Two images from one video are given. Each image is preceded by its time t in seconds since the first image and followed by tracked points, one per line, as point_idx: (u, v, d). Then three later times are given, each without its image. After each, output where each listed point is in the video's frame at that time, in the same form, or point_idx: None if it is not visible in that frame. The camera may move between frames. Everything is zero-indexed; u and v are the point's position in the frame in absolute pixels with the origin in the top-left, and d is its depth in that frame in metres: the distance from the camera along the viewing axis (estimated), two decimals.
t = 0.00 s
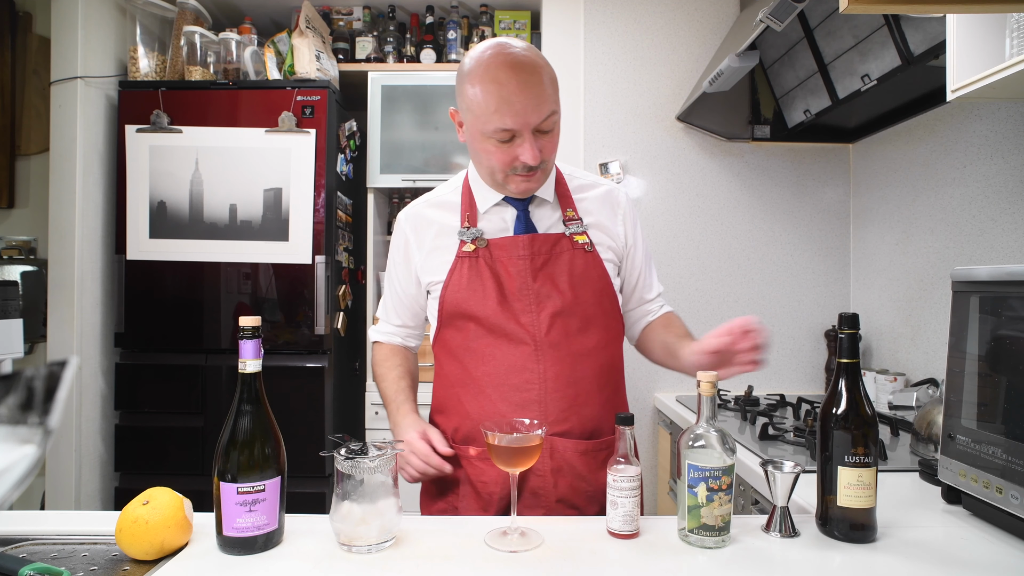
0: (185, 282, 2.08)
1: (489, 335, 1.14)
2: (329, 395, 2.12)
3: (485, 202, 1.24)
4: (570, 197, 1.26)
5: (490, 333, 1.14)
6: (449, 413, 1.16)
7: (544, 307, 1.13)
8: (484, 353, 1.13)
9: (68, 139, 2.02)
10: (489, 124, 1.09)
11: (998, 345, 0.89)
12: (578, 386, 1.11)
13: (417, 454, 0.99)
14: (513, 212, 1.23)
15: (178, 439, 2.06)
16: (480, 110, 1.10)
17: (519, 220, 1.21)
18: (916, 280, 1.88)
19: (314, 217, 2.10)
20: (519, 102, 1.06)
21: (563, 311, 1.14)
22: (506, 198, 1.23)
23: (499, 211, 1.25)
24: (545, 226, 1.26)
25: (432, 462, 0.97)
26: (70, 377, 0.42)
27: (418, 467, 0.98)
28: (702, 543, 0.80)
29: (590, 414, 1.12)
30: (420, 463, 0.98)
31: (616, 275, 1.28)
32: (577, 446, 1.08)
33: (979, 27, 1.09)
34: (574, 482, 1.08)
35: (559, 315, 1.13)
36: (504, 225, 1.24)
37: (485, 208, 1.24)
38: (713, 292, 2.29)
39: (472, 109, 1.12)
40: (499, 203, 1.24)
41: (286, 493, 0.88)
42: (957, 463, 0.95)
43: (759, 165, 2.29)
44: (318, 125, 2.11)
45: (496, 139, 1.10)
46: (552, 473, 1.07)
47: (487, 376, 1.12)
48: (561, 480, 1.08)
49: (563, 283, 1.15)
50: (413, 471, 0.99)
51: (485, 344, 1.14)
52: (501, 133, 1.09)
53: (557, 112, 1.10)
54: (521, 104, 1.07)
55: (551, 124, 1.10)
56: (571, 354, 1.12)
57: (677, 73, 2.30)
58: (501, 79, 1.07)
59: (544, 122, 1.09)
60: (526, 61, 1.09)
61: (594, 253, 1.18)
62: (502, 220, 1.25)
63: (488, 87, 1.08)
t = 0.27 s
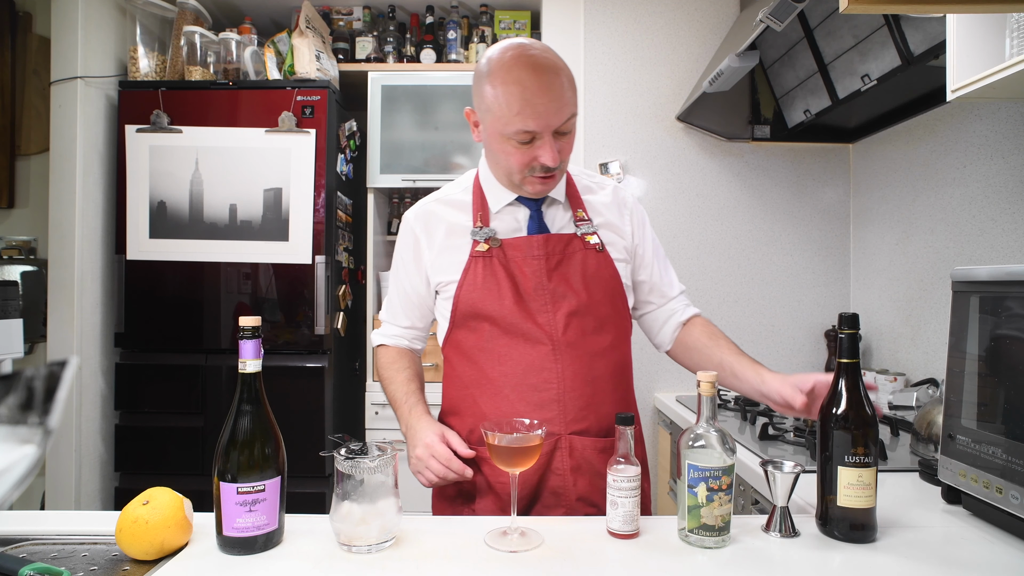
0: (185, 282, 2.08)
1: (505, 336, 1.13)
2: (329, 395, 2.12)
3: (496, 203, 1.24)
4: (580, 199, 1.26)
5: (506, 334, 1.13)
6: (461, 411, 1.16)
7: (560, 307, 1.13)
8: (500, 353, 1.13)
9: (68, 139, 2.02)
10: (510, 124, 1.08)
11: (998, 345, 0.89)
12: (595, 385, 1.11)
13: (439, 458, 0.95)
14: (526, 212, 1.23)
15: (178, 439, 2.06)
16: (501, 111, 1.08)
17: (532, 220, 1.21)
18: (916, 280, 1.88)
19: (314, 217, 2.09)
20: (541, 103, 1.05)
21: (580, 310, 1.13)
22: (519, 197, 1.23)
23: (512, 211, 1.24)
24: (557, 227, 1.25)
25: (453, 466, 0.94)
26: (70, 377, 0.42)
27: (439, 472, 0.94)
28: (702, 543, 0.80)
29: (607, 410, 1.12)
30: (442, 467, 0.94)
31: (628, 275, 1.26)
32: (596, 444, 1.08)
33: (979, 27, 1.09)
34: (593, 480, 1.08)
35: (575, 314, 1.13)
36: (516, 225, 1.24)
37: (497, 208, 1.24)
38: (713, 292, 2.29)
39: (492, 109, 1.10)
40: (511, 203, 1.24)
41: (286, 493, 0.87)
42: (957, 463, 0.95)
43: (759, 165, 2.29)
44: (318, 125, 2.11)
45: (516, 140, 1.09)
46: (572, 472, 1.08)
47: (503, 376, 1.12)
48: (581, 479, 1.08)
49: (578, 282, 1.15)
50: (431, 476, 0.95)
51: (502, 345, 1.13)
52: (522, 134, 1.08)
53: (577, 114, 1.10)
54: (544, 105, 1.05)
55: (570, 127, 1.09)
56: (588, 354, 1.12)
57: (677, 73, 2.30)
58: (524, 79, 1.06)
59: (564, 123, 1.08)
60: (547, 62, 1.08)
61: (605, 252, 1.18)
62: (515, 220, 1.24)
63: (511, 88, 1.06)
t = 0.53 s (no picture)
0: (185, 282, 2.08)
1: (517, 335, 1.13)
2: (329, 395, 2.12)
3: (513, 202, 1.24)
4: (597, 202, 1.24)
5: (517, 333, 1.13)
6: (473, 408, 1.15)
7: (572, 307, 1.12)
8: (511, 352, 1.13)
9: (68, 139, 2.02)
10: (531, 123, 1.07)
11: (998, 345, 0.89)
12: (605, 387, 1.11)
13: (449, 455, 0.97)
14: (542, 213, 1.23)
15: (178, 439, 2.06)
16: (523, 109, 1.08)
17: (549, 220, 1.21)
18: (916, 279, 1.88)
19: (314, 217, 2.09)
20: (564, 103, 1.05)
21: (592, 311, 1.12)
22: (536, 197, 1.22)
23: (528, 211, 1.24)
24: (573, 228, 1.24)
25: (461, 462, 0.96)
26: (69, 377, 0.42)
27: (448, 467, 0.96)
28: (702, 543, 0.80)
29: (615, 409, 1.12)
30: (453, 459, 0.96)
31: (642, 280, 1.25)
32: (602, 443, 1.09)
33: (979, 27, 1.09)
34: (598, 481, 1.09)
35: (587, 316, 1.12)
36: (532, 225, 1.24)
37: (514, 207, 1.24)
38: (713, 292, 2.29)
39: (515, 108, 1.10)
40: (528, 203, 1.24)
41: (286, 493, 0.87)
42: (957, 463, 0.95)
43: (759, 165, 2.29)
44: (318, 126, 2.11)
45: (536, 139, 1.09)
46: (578, 473, 1.08)
47: (513, 375, 1.12)
48: (587, 480, 1.08)
49: (591, 283, 1.14)
50: (442, 470, 0.98)
51: (513, 344, 1.13)
52: (543, 133, 1.07)
53: (599, 115, 1.09)
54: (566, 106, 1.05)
55: (591, 127, 1.09)
56: (599, 356, 1.12)
57: (677, 73, 2.30)
58: (548, 79, 1.05)
59: (585, 123, 1.07)
60: (571, 61, 1.07)
61: (620, 255, 1.17)
62: (531, 220, 1.24)
63: (535, 87, 1.06)
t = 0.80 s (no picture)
0: (185, 282, 2.08)
1: (528, 334, 1.13)
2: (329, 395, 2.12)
3: (531, 202, 1.24)
4: (614, 204, 1.24)
5: (528, 332, 1.13)
6: (484, 407, 1.16)
7: (583, 308, 1.12)
8: (520, 351, 1.13)
9: (68, 139, 2.02)
10: (550, 123, 1.07)
11: (998, 345, 0.89)
12: (613, 388, 1.11)
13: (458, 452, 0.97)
14: (559, 212, 1.23)
15: (179, 439, 2.06)
16: (542, 109, 1.08)
17: (564, 220, 1.21)
18: (915, 279, 1.88)
19: (314, 217, 2.10)
20: (583, 103, 1.05)
21: (602, 313, 1.12)
22: (553, 197, 1.23)
23: (545, 211, 1.24)
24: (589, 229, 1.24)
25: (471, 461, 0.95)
26: (70, 377, 0.42)
27: (458, 465, 0.96)
28: (702, 543, 0.80)
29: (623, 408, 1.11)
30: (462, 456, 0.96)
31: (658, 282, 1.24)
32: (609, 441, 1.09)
33: (978, 26, 1.09)
34: (603, 482, 1.09)
35: (598, 317, 1.12)
36: (548, 224, 1.24)
37: (531, 207, 1.24)
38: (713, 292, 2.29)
39: (535, 107, 1.10)
40: (545, 203, 1.24)
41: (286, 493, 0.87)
42: (957, 463, 0.95)
43: (759, 165, 2.29)
44: (318, 126, 2.11)
45: (554, 139, 1.09)
46: (584, 474, 1.08)
47: (522, 374, 1.12)
48: (592, 481, 1.08)
49: (604, 285, 1.14)
50: (451, 468, 0.97)
51: (524, 342, 1.13)
52: (561, 133, 1.07)
53: (618, 116, 1.09)
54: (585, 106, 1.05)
55: (610, 128, 1.09)
56: (609, 358, 1.11)
57: (677, 73, 2.30)
58: (569, 79, 1.05)
59: (604, 124, 1.07)
60: (591, 61, 1.07)
61: (634, 258, 1.16)
62: (547, 219, 1.24)
63: (555, 87, 1.06)
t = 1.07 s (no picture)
0: (185, 282, 2.08)
1: (534, 334, 1.13)
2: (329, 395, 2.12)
3: (539, 203, 1.23)
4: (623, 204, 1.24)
5: (533, 332, 1.13)
6: (491, 407, 1.16)
7: (589, 309, 1.12)
8: (526, 351, 1.13)
9: (68, 138, 2.02)
10: (557, 123, 1.07)
11: (998, 345, 0.89)
12: (619, 389, 1.10)
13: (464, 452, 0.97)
14: (567, 213, 1.23)
15: (179, 439, 2.06)
16: (549, 109, 1.08)
17: (570, 221, 1.20)
18: (916, 279, 1.88)
19: (314, 217, 2.10)
20: (590, 104, 1.04)
21: (607, 314, 1.12)
22: (561, 198, 1.22)
23: (553, 211, 1.24)
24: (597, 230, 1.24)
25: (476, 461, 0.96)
26: (70, 377, 0.42)
27: (464, 465, 0.97)
28: (703, 543, 0.80)
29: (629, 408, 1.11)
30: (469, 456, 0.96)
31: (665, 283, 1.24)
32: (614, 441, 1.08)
33: (979, 26, 1.09)
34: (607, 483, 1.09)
35: (604, 318, 1.12)
36: (556, 226, 1.24)
37: (539, 208, 1.24)
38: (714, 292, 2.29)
39: (542, 107, 1.10)
40: (553, 203, 1.24)
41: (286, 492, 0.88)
42: (956, 463, 0.95)
43: (759, 165, 2.29)
44: (318, 126, 2.11)
45: (561, 139, 1.09)
46: (588, 474, 1.08)
47: (528, 374, 1.12)
48: (596, 482, 1.08)
49: (610, 286, 1.13)
50: (457, 467, 0.98)
51: (530, 342, 1.13)
52: (568, 133, 1.07)
53: (626, 117, 1.08)
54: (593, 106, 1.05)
55: (617, 129, 1.08)
56: (615, 358, 1.11)
57: (677, 73, 2.30)
58: (576, 79, 1.05)
59: (611, 124, 1.07)
60: (598, 61, 1.07)
61: (643, 259, 1.17)
62: (555, 220, 1.24)
63: (562, 87, 1.06)
